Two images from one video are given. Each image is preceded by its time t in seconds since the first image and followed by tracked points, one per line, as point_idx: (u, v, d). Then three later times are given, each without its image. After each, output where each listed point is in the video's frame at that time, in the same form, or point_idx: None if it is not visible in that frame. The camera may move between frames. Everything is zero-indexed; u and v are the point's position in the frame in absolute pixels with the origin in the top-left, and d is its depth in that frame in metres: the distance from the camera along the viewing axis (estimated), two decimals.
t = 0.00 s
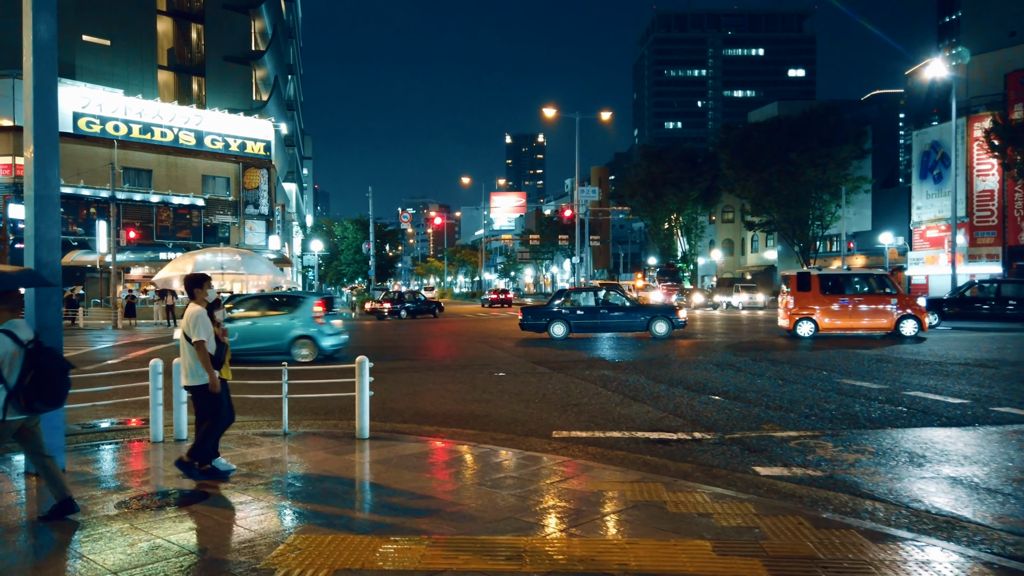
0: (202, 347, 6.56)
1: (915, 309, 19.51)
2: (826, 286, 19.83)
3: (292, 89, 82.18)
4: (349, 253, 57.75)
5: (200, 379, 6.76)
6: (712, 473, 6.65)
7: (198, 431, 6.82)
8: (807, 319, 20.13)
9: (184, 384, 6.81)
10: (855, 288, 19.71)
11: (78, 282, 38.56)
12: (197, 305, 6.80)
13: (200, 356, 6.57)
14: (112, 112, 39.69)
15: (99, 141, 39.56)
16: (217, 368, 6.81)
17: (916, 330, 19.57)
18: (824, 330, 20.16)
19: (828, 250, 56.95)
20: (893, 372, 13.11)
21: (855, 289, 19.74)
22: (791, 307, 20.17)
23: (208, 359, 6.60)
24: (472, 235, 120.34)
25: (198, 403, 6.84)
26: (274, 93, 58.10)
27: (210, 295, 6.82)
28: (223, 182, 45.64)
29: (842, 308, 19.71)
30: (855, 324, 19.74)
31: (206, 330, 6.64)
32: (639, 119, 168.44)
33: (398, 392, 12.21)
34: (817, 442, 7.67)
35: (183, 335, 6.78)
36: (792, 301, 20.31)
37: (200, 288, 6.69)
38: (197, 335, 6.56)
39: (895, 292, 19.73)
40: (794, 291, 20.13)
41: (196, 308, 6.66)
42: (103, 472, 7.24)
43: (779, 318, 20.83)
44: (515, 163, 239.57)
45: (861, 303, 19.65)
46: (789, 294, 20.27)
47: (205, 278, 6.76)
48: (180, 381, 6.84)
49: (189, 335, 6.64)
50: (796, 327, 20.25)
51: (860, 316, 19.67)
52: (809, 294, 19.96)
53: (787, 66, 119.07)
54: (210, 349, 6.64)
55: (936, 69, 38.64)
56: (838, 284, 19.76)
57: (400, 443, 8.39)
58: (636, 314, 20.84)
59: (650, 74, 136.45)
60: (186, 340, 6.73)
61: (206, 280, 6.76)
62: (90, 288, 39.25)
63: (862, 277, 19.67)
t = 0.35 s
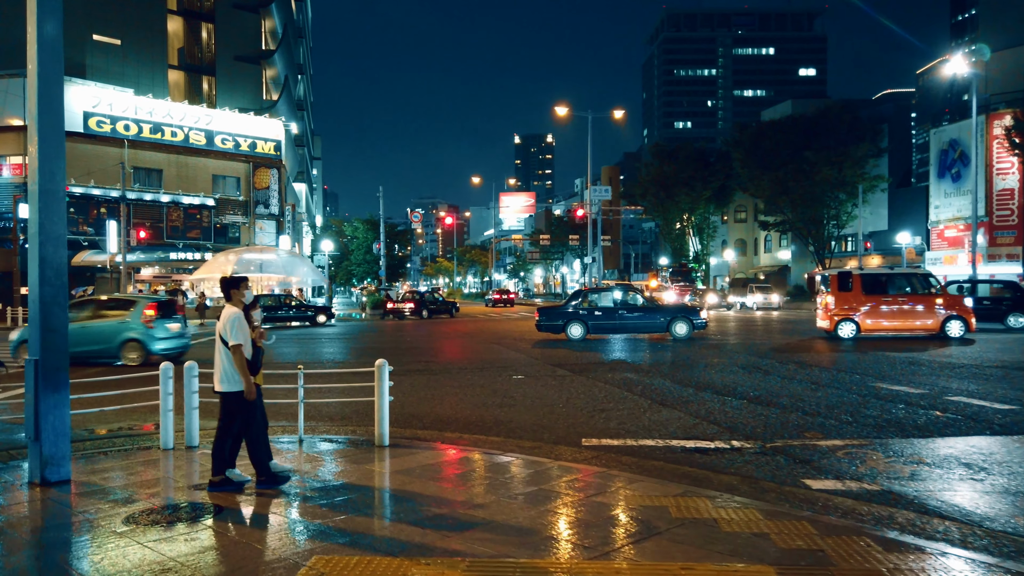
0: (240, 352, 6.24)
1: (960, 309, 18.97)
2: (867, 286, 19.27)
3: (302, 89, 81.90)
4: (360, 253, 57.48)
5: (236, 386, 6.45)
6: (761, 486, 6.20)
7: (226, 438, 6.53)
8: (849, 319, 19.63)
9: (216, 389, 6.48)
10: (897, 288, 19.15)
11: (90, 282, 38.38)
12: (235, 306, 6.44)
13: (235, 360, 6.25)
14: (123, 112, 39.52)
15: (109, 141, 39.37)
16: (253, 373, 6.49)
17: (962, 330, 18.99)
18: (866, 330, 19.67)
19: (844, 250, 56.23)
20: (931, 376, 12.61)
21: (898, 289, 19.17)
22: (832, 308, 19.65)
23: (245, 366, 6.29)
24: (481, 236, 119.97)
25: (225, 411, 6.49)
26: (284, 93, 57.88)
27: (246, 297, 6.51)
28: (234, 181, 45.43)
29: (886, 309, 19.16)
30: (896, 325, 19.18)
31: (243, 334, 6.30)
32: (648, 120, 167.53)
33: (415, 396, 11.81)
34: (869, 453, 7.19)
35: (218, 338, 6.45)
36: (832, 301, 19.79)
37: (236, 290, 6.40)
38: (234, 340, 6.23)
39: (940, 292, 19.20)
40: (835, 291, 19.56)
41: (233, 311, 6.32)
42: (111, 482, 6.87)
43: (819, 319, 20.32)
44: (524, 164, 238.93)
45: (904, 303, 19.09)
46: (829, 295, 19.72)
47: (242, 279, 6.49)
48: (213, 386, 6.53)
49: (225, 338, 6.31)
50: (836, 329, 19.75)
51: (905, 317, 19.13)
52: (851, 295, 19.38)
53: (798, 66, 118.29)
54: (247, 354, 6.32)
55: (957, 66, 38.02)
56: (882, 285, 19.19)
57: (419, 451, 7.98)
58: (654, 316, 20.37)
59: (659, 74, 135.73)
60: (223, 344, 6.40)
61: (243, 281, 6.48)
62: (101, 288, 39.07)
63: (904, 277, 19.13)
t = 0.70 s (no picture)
0: (284, 356, 5.83)
1: (1015, 310, 18.36)
2: (916, 286, 18.78)
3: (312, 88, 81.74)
4: (371, 253, 57.22)
5: (282, 391, 6.07)
6: (818, 502, 5.77)
7: (272, 443, 6.19)
8: (897, 320, 19.09)
9: (260, 393, 6.10)
10: (948, 288, 18.61)
11: (101, 282, 38.21)
12: (276, 306, 6.06)
13: (281, 365, 5.86)
14: (134, 111, 39.38)
15: (120, 141, 39.23)
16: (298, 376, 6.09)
17: (1017, 331, 18.41)
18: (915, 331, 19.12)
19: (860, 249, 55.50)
20: (969, 380, 12.14)
21: (948, 290, 18.63)
22: (880, 309, 19.15)
23: (290, 370, 5.87)
24: (491, 236, 119.55)
25: (273, 415, 6.13)
26: (295, 92, 57.62)
27: (287, 296, 6.11)
28: (245, 181, 45.25)
29: (934, 309, 18.65)
30: (949, 326, 18.63)
31: (289, 338, 5.89)
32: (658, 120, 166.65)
33: (434, 400, 11.46)
34: (924, 464, 6.78)
35: (259, 340, 6.05)
36: (879, 301, 19.33)
37: (276, 290, 6.01)
38: (278, 344, 5.81)
39: (993, 292, 18.63)
40: (882, 291, 19.13)
41: (274, 312, 5.92)
42: (123, 494, 6.49)
43: (866, 319, 19.82)
44: (533, 164, 238.28)
45: (954, 304, 18.54)
46: (876, 295, 19.27)
47: (283, 278, 6.10)
48: (258, 389, 6.17)
49: (268, 341, 5.90)
50: (885, 330, 19.23)
51: (956, 316, 18.56)
52: (900, 295, 18.91)
53: (809, 64, 117.38)
54: (293, 358, 5.93)
55: (977, 63, 37.37)
56: (931, 284, 18.70)
57: (444, 460, 7.62)
58: (676, 316, 19.90)
59: (669, 73, 134.93)
60: (265, 347, 6.01)
61: (283, 279, 6.09)
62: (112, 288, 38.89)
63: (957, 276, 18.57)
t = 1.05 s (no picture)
0: (320, 360, 5.49)
1: None
2: (978, 286, 18.33)
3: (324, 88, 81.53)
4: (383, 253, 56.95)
5: (317, 397, 5.72)
6: (885, 521, 5.34)
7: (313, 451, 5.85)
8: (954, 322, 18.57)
9: (293, 398, 5.75)
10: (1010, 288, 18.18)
11: (114, 283, 38.05)
12: (313, 308, 5.72)
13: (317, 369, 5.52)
14: (147, 111, 39.28)
15: (133, 140, 39.10)
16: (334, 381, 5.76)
17: None
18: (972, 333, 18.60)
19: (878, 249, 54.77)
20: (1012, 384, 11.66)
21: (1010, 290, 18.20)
22: (937, 309, 18.58)
23: (328, 374, 5.53)
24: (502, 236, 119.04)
25: (306, 420, 5.79)
26: (307, 92, 57.40)
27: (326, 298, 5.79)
28: (257, 181, 45.05)
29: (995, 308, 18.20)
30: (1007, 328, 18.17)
31: (324, 339, 5.57)
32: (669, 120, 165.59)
33: (458, 404, 11.09)
34: (991, 479, 6.33)
35: (295, 343, 5.72)
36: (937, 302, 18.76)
37: (314, 291, 5.68)
38: (315, 347, 5.48)
39: None
40: (942, 292, 18.58)
41: (310, 314, 5.58)
42: (139, 505, 6.15)
43: (918, 322, 19.19)
44: (543, 164, 237.56)
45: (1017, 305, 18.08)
46: (934, 296, 18.71)
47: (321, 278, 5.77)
48: (290, 393, 5.81)
49: (303, 344, 5.57)
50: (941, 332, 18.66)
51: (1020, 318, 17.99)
52: (960, 296, 18.39)
53: (821, 64, 116.27)
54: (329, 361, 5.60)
55: (1000, 60, 36.71)
56: (992, 284, 18.26)
57: (474, 470, 7.23)
58: (703, 317, 19.46)
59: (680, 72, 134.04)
60: (301, 349, 5.68)
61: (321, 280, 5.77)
62: (126, 289, 38.73)
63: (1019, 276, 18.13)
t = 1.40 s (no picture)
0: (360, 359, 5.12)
1: None
2: None
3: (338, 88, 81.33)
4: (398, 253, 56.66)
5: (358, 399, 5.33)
6: (972, 539, 4.89)
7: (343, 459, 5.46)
8: None
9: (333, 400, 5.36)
10: None
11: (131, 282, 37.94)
12: (353, 304, 5.34)
13: (354, 370, 5.14)
14: (163, 110, 39.19)
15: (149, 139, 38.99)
16: (374, 382, 5.39)
17: None
18: None
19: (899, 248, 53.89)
20: None
21: None
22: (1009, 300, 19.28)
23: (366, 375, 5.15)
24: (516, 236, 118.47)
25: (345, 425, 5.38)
26: (322, 91, 57.22)
27: (368, 294, 5.41)
28: (273, 180, 44.86)
29: None
30: None
31: (364, 338, 5.19)
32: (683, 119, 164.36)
33: (486, 407, 10.68)
34: None
35: (334, 341, 5.35)
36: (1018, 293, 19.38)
37: (355, 287, 5.31)
38: (354, 345, 5.11)
39: None
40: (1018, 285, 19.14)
41: (351, 310, 5.20)
42: (158, 515, 5.79)
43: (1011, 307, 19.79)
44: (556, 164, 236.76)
45: None
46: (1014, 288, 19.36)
47: (361, 274, 5.39)
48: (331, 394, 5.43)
49: (342, 342, 5.20)
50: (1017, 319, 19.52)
51: None
52: None
53: (837, 62, 115.01)
54: (367, 361, 5.21)
55: None
56: None
57: (511, 478, 6.82)
58: (738, 317, 19.02)
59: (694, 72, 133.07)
60: (339, 348, 5.31)
61: (361, 275, 5.39)
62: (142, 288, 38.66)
63: None
